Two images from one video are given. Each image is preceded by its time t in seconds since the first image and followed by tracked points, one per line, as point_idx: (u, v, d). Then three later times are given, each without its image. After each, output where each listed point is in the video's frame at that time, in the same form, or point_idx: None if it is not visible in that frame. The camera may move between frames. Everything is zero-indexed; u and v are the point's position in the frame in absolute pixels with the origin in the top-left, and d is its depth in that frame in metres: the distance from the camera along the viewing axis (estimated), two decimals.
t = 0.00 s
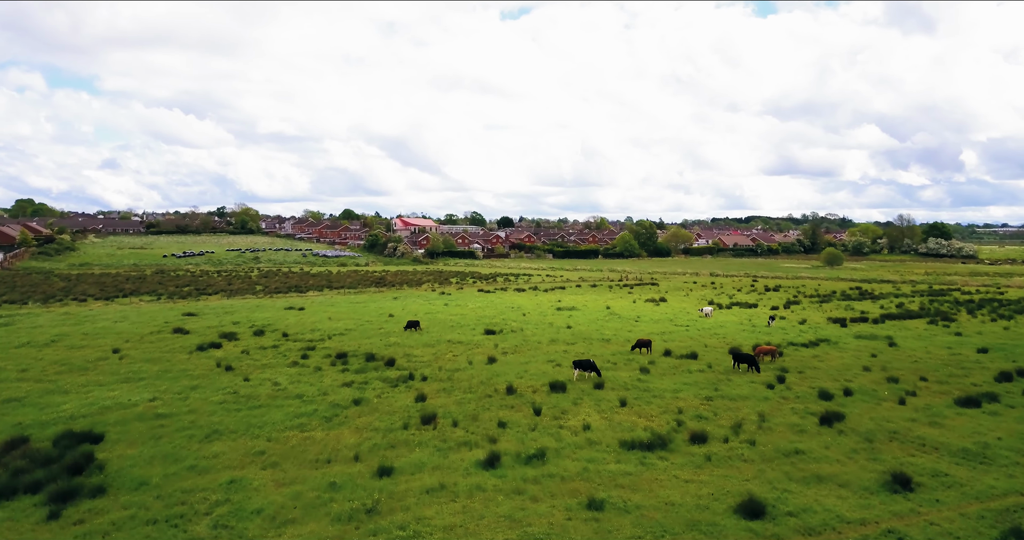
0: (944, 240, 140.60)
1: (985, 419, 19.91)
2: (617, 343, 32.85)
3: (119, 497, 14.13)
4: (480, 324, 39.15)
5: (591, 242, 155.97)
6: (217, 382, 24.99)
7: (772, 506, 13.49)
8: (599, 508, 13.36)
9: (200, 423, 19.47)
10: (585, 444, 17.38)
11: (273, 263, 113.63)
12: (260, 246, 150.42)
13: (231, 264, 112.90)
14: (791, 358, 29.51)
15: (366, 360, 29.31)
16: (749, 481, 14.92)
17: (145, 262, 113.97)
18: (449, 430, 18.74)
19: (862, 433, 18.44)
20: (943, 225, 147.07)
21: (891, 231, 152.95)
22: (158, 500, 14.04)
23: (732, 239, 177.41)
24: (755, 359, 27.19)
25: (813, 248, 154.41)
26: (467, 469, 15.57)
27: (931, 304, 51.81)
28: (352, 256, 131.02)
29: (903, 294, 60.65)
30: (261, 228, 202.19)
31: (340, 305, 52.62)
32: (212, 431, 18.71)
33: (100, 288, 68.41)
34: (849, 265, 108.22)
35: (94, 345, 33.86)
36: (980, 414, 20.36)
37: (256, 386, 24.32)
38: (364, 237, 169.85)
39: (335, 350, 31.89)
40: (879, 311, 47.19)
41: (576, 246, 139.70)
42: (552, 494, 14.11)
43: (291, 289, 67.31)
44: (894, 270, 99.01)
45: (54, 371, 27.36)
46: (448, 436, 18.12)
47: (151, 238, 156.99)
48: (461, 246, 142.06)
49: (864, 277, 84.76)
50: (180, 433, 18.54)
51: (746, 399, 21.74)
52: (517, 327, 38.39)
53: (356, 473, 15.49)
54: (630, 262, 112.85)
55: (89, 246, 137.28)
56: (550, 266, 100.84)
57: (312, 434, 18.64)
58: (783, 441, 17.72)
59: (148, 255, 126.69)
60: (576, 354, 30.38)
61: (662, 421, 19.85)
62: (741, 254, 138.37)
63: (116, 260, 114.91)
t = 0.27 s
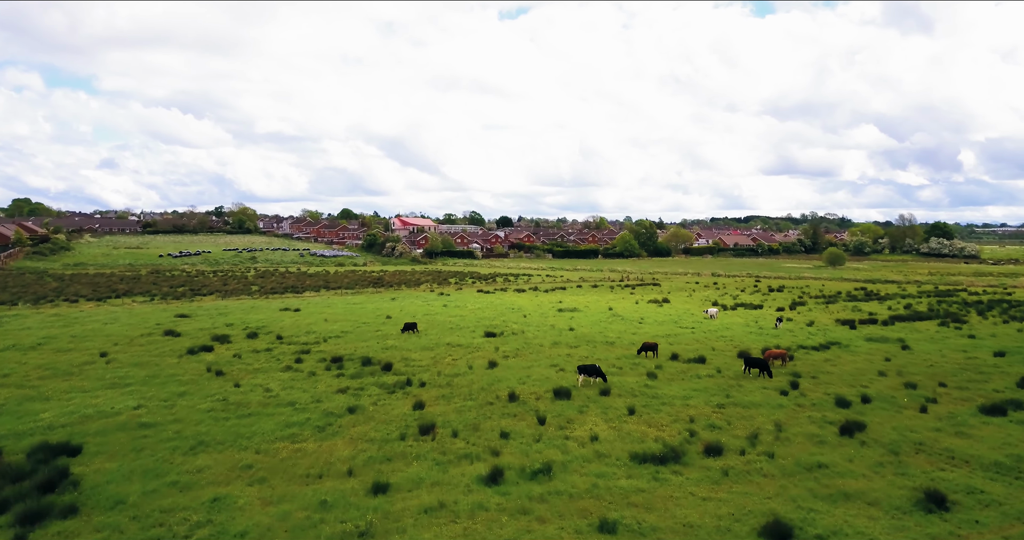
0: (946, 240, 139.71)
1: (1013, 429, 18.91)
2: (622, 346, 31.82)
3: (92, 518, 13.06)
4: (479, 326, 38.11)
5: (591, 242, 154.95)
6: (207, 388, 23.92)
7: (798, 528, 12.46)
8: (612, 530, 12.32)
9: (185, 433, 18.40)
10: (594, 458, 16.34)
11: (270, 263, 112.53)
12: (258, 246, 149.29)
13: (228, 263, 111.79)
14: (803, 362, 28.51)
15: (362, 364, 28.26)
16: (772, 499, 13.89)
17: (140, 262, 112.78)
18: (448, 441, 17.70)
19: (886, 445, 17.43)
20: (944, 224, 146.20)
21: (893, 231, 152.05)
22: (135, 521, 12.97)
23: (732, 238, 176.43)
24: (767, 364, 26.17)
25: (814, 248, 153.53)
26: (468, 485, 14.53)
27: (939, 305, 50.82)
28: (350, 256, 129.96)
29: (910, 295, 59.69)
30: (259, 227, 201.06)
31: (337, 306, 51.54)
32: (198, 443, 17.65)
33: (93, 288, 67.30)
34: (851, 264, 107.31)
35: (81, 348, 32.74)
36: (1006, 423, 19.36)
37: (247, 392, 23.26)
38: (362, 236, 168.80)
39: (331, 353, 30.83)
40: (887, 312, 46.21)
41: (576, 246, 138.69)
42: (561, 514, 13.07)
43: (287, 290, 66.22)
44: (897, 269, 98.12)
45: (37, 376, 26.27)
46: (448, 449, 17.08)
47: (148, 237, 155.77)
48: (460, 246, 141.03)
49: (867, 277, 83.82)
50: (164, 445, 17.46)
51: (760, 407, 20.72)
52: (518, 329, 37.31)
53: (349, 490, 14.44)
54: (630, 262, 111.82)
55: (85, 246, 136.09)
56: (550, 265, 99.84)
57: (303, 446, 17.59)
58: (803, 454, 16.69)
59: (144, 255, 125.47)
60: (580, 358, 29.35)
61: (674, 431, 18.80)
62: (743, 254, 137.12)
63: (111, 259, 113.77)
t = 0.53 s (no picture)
0: (947, 240, 138.83)
1: None
2: (627, 350, 30.78)
3: None
4: (479, 329, 37.06)
5: (590, 242, 153.90)
6: (194, 395, 22.82)
7: None
8: None
9: (168, 445, 17.31)
10: (604, 473, 15.29)
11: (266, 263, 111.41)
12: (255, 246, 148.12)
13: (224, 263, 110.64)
14: (816, 366, 27.47)
15: (358, 369, 27.19)
16: (798, 521, 12.84)
17: (136, 262, 111.55)
18: (448, 454, 16.64)
19: (914, 457, 16.40)
20: (946, 225, 145.31)
21: (894, 231, 151.25)
22: None
23: (732, 238, 175.38)
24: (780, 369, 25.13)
25: (815, 248, 152.65)
26: (470, 504, 13.47)
27: (948, 306, 49.86)
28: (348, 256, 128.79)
29: (917, 296, 58.71)
30: (256, 227, 199.80)
31: (333, 308, 50.43)
32: (181, 456, 16.57)
33: (85, 289, 66.06)
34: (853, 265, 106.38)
35: (67, 352, 31.62)
36: None
37: (236, 399, 22.18)
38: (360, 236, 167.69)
39: (325, 357, 29.76)
40: (896, 314, 45.24)
41: (575, 246, 137.65)
42: None
43: (283, 291, 65.05)
44: (900, 270, 97.21)
45: (18, 382, 25.13)
46: (448, 463, 16.01)
47: (144, 237, 154.52)
48: (459, 246, 139.96)
49: (871, 278, 82.86)
50: (144, 458, 16.36)
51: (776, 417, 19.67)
52: (519, 332, 36.25)
53: (342, 510, 13.37)
54: (630, 262, 110.83)
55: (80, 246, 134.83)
56: (549, 265, 98.84)
57: (294, 459, 16.51)
58: (827, 468, 15.64)
59: (140, 255, 124.21)
60: (584, 362, 28.29)
61: (686, 442, 17.74)
62: (744, 254, 135.91)
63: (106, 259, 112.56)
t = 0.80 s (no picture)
0: (949, 240, 137.73)
1: None
2: (633, 355, 29.52)
3: None
4: (479, 332, 35.78)
5: (590, 242, 152.63)
6: (177, 405, 21.50)
7: None
8: None
9: (145, 462, 16.01)
10: (618, 495, 14.03)
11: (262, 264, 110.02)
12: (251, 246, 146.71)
13: (219, 264, 109.21)
14: (832, 372, 26.23)
15: (352, 375, 25.89)
16: None
17: (130, 262, 110.10)
18: (448, 473, 15.37)
19: (952, 475, 15.16)
20: (948, 225, 144.26)
21: (895, 231, 150.25)
22: None
23: (732, 238, 174.18)
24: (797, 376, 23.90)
25: (816, 248, 151.41)
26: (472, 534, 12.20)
27: (958, 308, 48.69)
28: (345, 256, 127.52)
29: (925, 297, 57.54)
30: (253, 227, 198.24)
31: (329, 310, 49.11)
32: (158, 474, 15.26)
33: (74, 290, 64.61)
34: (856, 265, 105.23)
35: (48, 357, 30.27)
36: None
37: (221, 410, 20.85)
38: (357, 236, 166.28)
39: (318, 363, 28.43)
40: (906, 316, 44.05)
41: (575, 246, 136.41)
42: None
43: (277, 292, 63.72)
44: (904, 270, 96.10)
45: None
46: (447, 484, 14.75)
47: (139, 238, 152.94)
48: (457, 246, 138.64)
49: (876, 278, 81.73)
50: (117, 478, 15.04)
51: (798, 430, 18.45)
52: (520, 335, 34.97)
53: None
54: (631, 262, 109.57)
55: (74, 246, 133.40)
56: (549, 266, 97.58)
57: (280, 478, 15.22)
58: (859, 489, 14.36)
59: (134, 255, 122.78)
60: (590, 367, 27.02)
61: (704, 458, 16.46)
62: (744, 254, 134.97)
63: (99, 260, 111.07)
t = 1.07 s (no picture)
0: (950, 240, 136.80)
1: None
2: (639, 360, 28.41)
3: None
4: (478, 336, 34.64)
5: (589, 242, 151.54)
6: (161, 415, 20.34)
7: None
8: None
9: (119, 480, 14.86)
10: (631, 518, 12.92)
11: (258, 264, 108.85)
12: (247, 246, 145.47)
13: (214, 264, 108.02)
14: (847, 378, 25.14)
15: (346, 382, 24.75)
16: None
17: (124, 263, 108.84)
18: (447, 492, 14.25)
19: (989, 494, 14.07)
20: (949, 224, 143.36)
21: (896, 230, 149.35)
22: None
23: (732, 238, 173.18)
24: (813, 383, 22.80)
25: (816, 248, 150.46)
26: None
27: (968, 309, 47.62)
28: (342, 256, 126.36)
29: (932, 298, 56.51)
30: (249, 227, 196.87)
31: (324, 311, 47.96)
32: (133, 494, 14.13)
33: (65, 292, 63.38)
34: (858, 265, 104.26)
35: (31, 362, 29.10)
36: None
37: (206, 420, 19.68)
38: (355, 236, 165.05)
39: (311, 368, 27.28)
40: (916, 318, 42.98)
41: (574, 246, 135.30)
42: None
43: (272, 293, 62.54)
44: (906, 270, 95.15)
45: None
46: (446, 504, 13.63)
47: (134, 238, 151.62)
48: (455, 246, 137.50)
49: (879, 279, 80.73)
50: (88, 498, 13.91)
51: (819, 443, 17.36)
52: (520, 339, 33.83)
53: None
54: (630, 262, 108.49)
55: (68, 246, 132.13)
56: (548, 266, 96.52)
57: (265, 498, 14.09)
58: (892, 509, 13.27)
59: (129, 255, 121.50)
60: (594, 373, 25.90)
61: (721, 474, 15.34)
62: (744, 254, 134.12)
63: (93, 260, 109.81)
